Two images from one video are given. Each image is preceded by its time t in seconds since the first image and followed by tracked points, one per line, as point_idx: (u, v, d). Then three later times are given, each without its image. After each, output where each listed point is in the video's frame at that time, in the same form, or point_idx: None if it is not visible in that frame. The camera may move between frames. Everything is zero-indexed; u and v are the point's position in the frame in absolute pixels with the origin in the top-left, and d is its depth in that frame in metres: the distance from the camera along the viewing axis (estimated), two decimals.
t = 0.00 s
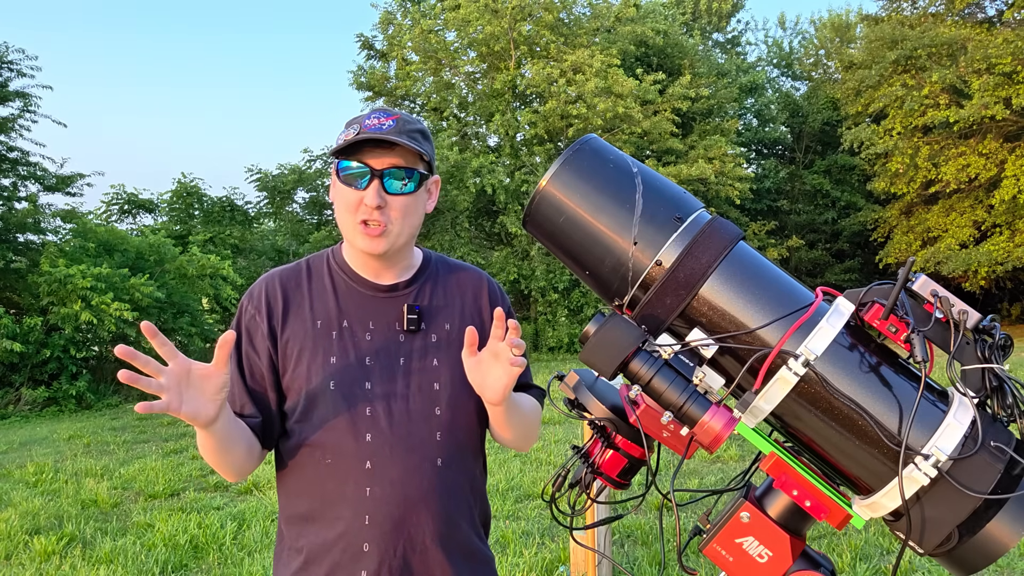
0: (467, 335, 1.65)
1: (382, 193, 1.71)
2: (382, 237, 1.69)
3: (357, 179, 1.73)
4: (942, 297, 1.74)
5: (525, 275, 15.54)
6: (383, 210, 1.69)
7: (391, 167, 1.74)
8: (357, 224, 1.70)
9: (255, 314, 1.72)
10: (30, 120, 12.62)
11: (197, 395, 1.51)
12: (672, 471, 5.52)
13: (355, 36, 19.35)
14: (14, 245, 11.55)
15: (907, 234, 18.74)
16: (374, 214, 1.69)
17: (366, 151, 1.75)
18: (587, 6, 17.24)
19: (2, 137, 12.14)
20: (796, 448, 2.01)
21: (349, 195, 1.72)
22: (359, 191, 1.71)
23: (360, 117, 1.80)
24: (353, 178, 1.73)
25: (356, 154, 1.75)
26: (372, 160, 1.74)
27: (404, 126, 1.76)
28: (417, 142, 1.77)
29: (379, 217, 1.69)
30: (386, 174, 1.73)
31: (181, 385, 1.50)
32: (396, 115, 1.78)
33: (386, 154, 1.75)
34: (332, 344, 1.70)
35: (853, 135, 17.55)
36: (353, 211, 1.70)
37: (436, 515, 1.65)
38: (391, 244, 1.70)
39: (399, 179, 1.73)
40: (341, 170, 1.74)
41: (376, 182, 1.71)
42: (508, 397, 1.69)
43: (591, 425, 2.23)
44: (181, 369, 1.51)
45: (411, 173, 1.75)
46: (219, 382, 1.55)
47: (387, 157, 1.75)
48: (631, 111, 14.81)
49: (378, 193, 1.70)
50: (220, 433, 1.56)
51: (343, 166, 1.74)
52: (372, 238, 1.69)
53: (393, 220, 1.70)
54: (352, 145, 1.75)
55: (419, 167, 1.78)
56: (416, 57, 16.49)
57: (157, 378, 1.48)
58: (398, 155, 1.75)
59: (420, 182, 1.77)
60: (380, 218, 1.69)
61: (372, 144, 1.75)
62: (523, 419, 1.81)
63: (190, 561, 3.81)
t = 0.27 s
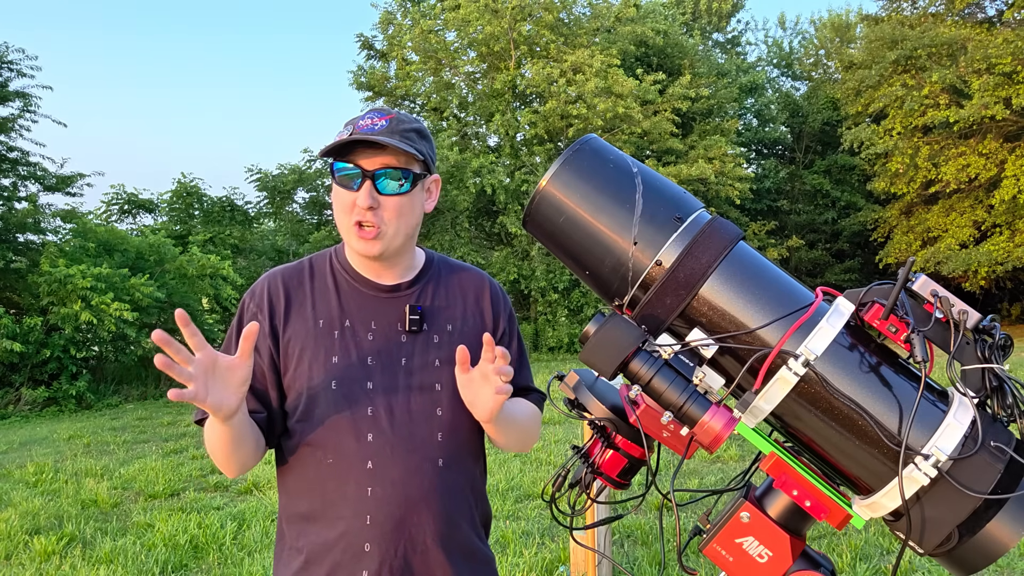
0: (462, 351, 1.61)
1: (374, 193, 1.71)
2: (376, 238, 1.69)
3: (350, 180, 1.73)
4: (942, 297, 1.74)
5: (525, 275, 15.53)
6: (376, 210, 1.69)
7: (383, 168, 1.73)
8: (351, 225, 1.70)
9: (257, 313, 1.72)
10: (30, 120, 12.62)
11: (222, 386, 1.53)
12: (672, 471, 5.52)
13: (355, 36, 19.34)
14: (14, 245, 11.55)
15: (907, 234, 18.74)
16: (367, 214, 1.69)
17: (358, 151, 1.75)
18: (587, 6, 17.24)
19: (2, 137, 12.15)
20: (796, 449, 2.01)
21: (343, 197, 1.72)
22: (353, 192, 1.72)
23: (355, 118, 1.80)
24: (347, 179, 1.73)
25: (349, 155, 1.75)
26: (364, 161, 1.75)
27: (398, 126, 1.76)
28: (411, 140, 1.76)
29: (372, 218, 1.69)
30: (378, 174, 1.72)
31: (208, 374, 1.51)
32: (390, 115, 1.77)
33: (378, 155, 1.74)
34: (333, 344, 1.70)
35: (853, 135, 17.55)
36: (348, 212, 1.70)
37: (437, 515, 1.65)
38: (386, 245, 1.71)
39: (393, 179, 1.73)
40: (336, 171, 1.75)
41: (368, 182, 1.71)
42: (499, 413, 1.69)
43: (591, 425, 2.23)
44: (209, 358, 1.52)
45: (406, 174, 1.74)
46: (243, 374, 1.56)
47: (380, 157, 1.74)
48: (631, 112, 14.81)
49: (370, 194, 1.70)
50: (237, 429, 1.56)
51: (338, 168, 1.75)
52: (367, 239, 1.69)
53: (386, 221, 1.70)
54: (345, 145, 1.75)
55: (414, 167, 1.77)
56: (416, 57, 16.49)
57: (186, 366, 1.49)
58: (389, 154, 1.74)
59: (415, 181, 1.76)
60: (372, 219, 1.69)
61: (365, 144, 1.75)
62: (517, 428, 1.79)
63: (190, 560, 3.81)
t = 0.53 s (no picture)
0: (465, 361, 1.62)
1: (372, 192, 1.71)
2: (377, 238, 1.70)
3: (350, 180, 1.74)
4: (942, 297, 1.74)
5: (525, 275, 15.53)
6: (375, 209, 1.70)
7: (382, 166, 1.73)
8: (351, 225, 1.70)
9: (261, 313, 1.72)
10: (30, 121, 12.62)
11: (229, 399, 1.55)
12: (673, 471, 5.52)
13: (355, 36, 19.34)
14: (14, 245, 11.56)
15: (907, 234, 18.74)
16: (367, 214, 1.69)
17: (357, 151, 1.75)
18: (587, 6, 17.24)
19: (2, 137, 12.15)
20: (796, 449, 2.01)
21: (343, 199, 1.73)
22: (352, 192, 1.72)
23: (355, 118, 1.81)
24: (346, 179, 1.74)
25: (349, 156, 1.76)
26: (363, 160, 1.75)
27: (395, 125, 1.76)
28: (409, 139, 1.76)
29: (372, 217, 1.69)
30: (376, 173, 1.73)
31: (214, 392, 1.53)
32: (388, 114, 1.77)
33: (376, 153, 1.75)
34: (336, 344, 1.70)
35: (853, 135, 17.54)
36: (347, 213, 1.70)
37: (439, 515, 1.65)
38: (388, 245, 1.71)
39: (392, 178, 1.73)
40: (336, 171, 1.76)
41: (367, 181, 1.71)
42: (501, 421, 1.69)
43: (591, 425, 2.23)
44: (212, 376, 1.53)
45: (404, 173, 1.74)
46: (248, 387, 1.58)
47: (378, 156, 1.74)
48: (631, 112, 14.80)
49: (368, 193, 1.70)
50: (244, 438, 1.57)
51: (338, 168, 1.76)
52: (368, 239, 1.69)
53: (386, 221, 1.70)
54: (344, 145, 1.75)
55: (413, 166, 1.76)
56: (416, 57, 16.50)
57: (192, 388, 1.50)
58: (387, 152, 1.74)
59: (414, 180, 1.76)
60: (372, 217, 1.69)
61: (364, 143, 1.75)
62: (518, 431, 1.80)
63: (190, 560, 3.81)
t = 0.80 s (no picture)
0: (468, 352, 1.58)
1: (379, 187, 1.72)
2: (386, 234, 1.71)
3: (354, 176, 1.73)
4: (943, 297, 1.74)
5: (525, 275, 15.53)
6: (383, 204, 1.70)
7: (387, 161, 1.74)
8: (360, 221, 1.71)
9: (263, 311, 1.72)
10: (30, 121, 12.62)
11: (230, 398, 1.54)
12: (673, 471, 5.53)
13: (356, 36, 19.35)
14: (14, 245, 11.56)
15: (907, 234, 18.74)
16: (375, 209, 1.69)
17: (362, 146, 1.75)
18: (587, 6, 17.24)
19: (2, 137, 12.15)
20: (796, 449, 2.01)
21: (348, 195, 1.73)
22: (358, 189, 1.72)
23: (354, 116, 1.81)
24: (349, 177, 1.74)
25: (354, 152, 1.76)
26: (370, 156, 1.75)
27: (397, 120, 1.76)
28: (411, 134, 1.76)
29: (380, 213, 1.70)
30: (382, 168, 1.73)
31: (212, 392, 1.52)
32: (389, 112, 1.78)
33: (381, 148, 1.75)
34: (338, 343, 1.70)
35: (853, 135, 17.54)
36: (355, 210, 1.71)
37: (439, 514, 1.65)
38: (395, 239, 1.71)
39: (396, 173, 1.73)
40: (339, 169, 1.75)
41: (373, 177, 1.72)
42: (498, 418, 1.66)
43: (591, 425, 2.23)
44: (211, 373, 1.52)
45: (408, 167, 1.75)
46: (247, 386, 1.57)
47: (384, 150, 1.75)
48: (630, 112, 14.80)
49: (376, 188, 1.71)
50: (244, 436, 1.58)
51: (341, 165, 1.75)
52: (377, 236, 1.70)
53: (394, 216, 1.71)
54: (348, 143, 1.75)
55: (418, 160, 1.77)
56: (416, 57, 16.50)
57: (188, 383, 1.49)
58: (393, 147, 1.75)
59: (418, 175, 1.76)
60: (380, 213, 1.70)
61: (368, 138, 1.75)
62: (521, 430, 1.78)
63: (190, 561, 3.81)
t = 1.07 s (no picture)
0: (449, 307, 1.60)
1: (399, 188, 1.71)
2: (405, 233, 1.70)
3: (371, 179, 1.71)
4: (942, 297, 1.74)
5: (526, 275, 15.52)
6: (403, 204, 1.69)
7: (400, 162, 1.75)
8: (380, 224, 1.70)
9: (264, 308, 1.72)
10: (30, 121, 12.62)
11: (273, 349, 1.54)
12: (673, 471, 5.53)
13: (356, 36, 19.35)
14: (14, 245, 11.56)
15: (907, 234, 18.74)
16: (396, 210, 1.69)
17: (374, 151, 1.74)
18: (587, 6, 17.25)
19: (2, 137, 12.15)
20: (796, 449, 2.01)
21: (365, 198, 1.70)
22: (376, 192, 1.71)
23: (353, 122, 1.80)
24: (365, 179, 1.71)
25: (365, 156, 1.73)
26: (384, 159, 1.74)
27: (401, 122, 1.78)
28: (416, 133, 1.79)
29: (400, 213, 1.69)
30: (398, 169, 1.73)
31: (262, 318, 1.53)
32: (390, 114, 1.79)
33: (394, 151, 1.76)
34: (339, 339, 1.70)
35: (853, 135, 17.54)
36: (375, 212, 1.69)
37: (441, 511, 1.65)
38: (415, 237, 1.72)
39: (408, 174, 1.74)
40: (351, 174, 1.72)
41: (391, 179, 1.71)
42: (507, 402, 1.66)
43: (591, 426, 2.23)
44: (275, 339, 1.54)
45: (416, 166, 1.76)
46: (290, 316, 1.57)
47: (396, 153, 1.76)
48: (630, 112, 14.80)
49: (396, 189, 1.70)
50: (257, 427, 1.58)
51: (352, 170, 1.72)
52: (396, 236, 1.69)
53: (413, 215, 1.71)
54: (358, 148, 1.73)
55: (424, 160, 1.80)
56: (416, 57, 16.51)
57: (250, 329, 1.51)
58: (405, 148, 1.76)
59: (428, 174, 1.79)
60: (401, 212, 1.69)
61: (379, 142, 1.74)
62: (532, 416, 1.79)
63: (190, 561, 3.81)
